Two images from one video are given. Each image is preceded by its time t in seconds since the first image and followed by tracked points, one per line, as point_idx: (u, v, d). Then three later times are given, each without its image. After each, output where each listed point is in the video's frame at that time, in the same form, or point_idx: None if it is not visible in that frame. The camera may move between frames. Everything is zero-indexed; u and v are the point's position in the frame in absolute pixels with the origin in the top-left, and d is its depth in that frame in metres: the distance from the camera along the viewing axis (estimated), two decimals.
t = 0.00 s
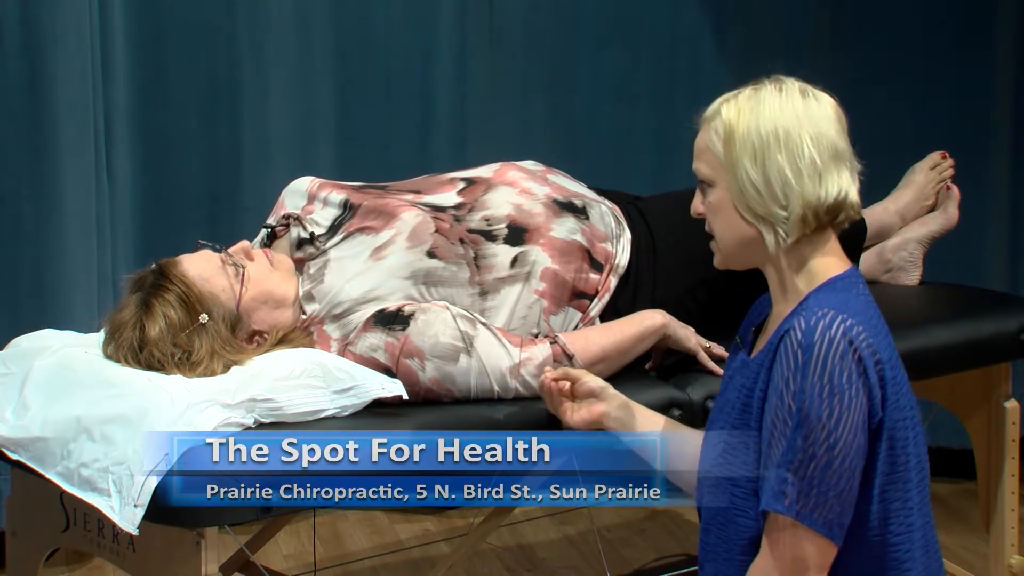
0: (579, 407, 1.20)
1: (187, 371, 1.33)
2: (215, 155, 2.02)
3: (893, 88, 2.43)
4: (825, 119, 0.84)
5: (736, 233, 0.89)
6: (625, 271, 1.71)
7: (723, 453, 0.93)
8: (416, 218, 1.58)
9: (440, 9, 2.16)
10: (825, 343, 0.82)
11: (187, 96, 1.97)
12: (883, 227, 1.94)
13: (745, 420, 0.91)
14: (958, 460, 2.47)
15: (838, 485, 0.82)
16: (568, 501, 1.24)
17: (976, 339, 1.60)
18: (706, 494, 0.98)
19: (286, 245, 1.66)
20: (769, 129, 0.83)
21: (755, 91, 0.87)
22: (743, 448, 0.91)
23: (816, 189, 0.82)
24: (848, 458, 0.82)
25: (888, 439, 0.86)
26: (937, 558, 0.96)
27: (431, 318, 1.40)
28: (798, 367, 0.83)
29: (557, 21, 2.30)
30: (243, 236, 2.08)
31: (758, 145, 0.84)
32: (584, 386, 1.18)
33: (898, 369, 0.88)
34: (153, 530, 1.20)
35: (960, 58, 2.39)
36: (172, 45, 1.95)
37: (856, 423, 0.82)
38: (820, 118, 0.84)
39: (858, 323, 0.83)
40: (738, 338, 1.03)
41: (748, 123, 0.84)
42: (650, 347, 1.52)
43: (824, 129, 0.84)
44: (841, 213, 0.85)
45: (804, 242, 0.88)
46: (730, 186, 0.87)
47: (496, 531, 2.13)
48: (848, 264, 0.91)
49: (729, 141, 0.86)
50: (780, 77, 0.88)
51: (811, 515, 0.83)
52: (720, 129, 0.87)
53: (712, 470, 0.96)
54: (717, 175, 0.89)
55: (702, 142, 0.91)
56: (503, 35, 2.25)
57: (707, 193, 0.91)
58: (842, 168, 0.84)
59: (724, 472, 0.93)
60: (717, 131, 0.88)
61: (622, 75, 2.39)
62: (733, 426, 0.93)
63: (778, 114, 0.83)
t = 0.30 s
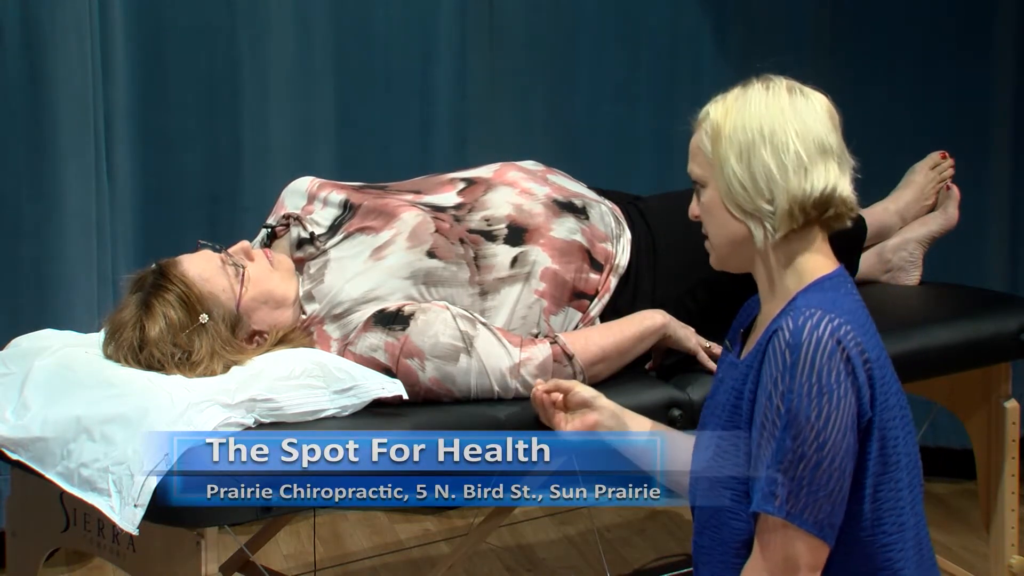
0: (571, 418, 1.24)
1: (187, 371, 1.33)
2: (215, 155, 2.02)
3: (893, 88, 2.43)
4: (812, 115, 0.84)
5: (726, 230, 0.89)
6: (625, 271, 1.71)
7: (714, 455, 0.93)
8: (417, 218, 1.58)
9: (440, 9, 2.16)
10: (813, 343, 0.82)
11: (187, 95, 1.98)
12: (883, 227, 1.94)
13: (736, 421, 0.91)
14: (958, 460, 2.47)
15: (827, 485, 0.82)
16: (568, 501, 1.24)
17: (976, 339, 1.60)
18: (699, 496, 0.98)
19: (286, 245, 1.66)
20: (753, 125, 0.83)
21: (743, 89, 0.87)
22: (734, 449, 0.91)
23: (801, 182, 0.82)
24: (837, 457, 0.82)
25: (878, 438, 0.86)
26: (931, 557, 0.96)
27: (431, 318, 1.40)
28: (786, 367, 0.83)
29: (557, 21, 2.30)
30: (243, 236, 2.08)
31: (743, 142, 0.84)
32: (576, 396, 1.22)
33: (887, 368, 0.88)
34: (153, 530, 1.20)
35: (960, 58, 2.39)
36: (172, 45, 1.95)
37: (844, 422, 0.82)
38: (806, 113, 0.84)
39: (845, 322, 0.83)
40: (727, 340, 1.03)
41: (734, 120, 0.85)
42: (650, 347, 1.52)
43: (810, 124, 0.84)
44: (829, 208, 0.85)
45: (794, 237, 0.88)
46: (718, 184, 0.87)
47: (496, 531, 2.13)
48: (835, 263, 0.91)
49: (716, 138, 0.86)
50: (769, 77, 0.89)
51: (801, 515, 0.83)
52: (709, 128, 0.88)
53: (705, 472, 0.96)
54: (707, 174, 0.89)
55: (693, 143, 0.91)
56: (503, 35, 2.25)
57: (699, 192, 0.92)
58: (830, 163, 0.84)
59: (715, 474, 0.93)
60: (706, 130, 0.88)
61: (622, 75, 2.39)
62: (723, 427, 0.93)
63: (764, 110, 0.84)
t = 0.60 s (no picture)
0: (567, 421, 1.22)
1: (187, 371, 1.33)
2: (215, 155, 2.02)
3: (893, 88, 2.43)
4: (805, 115, 0.84)
5: (721, 232, 0.89)
6: (625, 271, 1.71)
7: (712, 455, 0.93)
8: (417, 218, 1.58)
9: (439, 9, 2.16)
10: (809, 343, 0.82)
11: (187, 95, 1.98)
12: (883, 227, 1.94)
13: (733, 422, 0.91)
14: (958, 460, 2.47)
15: (825, 485, 0.82)
16: (568, 501, 1.25)
17: (976, 339, 1.60)
18: (697, 497, 0.98)
19: (286, 245, 1.66)
20: (747, 126, 0.84)
21: (736, 90, 0.87)
22: (731, 450, 0.91)
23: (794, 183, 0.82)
24: (834, 457, 0.82)
25: (875, 438, 0.86)
26: (929, 556, 0.96)
27: (431, 318, 1.40)
28: (783, 367, 0.83)
29: (557, 21, 2.30)
30: (243, 236, 2.08)
31: (737, 143, 0.84)
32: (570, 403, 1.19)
33: (883, 367, 0.87)
34: (153, 530, 1.20)
35: (960, 58, 2.39)
36: (172, 45, 1.95)
37: (840, 423, 0.82)
38: (800, 114, 0.84)
39: (841, 322, 0.83)
40: (723, 342, 1.02)
41: (727, 121, 0.85)
42: (650, 347, 1.52)
43: (804, 125, 0.84)
44: (822, 209, 0.85)
45: (788, 237, 0.88)
46: (712, 185, 0.87)
47: (496, 531, 2.13)
48: (830, 262, 0.91)
49: (709, 140, 0.86)
50: (764, 78, 0.89)
51: (799, 516, 0.83)
52: (703, 130, 0.88)
53: (702, 473, 0.96)
54: (701, 175, 0.89)
55: (687, 144, 0.91)
56: (503, 35, 2.25)
57: (693, 193, 0.92)
58: (824, 163, 0.84)
59: (713, 475, 0.93)
60: (700, 132, 0.88)
61: (622, 75, 2.39)
62: (721, 428, 0.93)
63: (758, 111, 0.84)
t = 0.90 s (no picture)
0: (567, 419, 1.20)
1: (187, 371, 1.33)
2: (215, 155, 2.02)
3: (892, 88, 2.43)
4: (811, 119, 0.84)
5: (719, 230, 0.89)
6: (625, 271, 1.71)
7: (711, 455, 0.93)
8: (417, 218, 1.58)
9: (439, 9, 2.16)
10: (808, 343, 0.82)
11: (187, 96, 1.98)
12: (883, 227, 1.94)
13: (732, 422, 0.91)
14: (958, 460, 2.47)
15: (824, 485, 0.82)
16: (568, 501, 1.25)
17: (976, 339, 1.60)
18: (697, 497, 0.98)
19: (286, 246, 1.66)
20: (752, 126, 0.84)
21: (744, 88, 0.87)
22: (731, 450, 0.91)
23: (795, 186, 0.82)
24: (833, 457, 0.82)
25: (874, 438, 0.86)
26: (928, 555, 0.96)
27: (431, 318, 1.40)
28: (781, 367, 0.83)
29: (557, 22, 2.30)
30: (244, 236, 2.07)
31: (741, 142, 0.84)
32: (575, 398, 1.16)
33: (882, 367, 0.87)
34: (153, 529, 1.20)
35: (960, 58, 2.39)
36: (172, 45, 1.95)
37: (839, 422, 0.82)
38: (806, 117, 0.84)
39: (840, 322, 0.83)
40: (725, 343, 1.02)
41: (733, 119, 0.85)
42: (650, 347, 1.52)
43: (809, 128, 0.84)
44: (823, 213, 0.85)
45: (786, 238, 0.88)
46: (713, 183, 0.88)
47: (496, 531, 2.13)
48: (830, 263, 0.91)
49: (713, 136, 0.86)
50: (772, 78, 0.89)
51: (798, 516, 0.83)
52: (707, 125, 0.88)
53: (702, 472, 0.96)
54: (703, 172, 0.89)
55: (691, 138, 0.91)
56: (503, 35, 2.25)
57: (694, 189, 0.92)
58: (826, 168, 0.85)
59: (712, 475, 0.93)
60: (704, 128, 0.88)
61: (622, 75, 2.39)
62: (720, 427, 0.93)
63: (764, 111, 0.84)
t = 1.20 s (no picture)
0: (566, 419, 1.22)
1: (187, 371, 1.33)
2: (215, 155, 2.02)
3: (893, 88, 2.43)
4: (815, 121, 0.84)
5: (719, 228, 0.90)
6: (625, 271, 1.71)
7: (711, 456, 0.93)
8: (417, 218, 1.58)
9: (439, 10, 2.16)
10: (808, 343, 0.82)
11: (187, 96, 1.98)
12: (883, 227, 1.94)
13: (732, 422, 0.91)
14: (958, 461, 2.47)
15: (825, 485, 0.82)
16: (568, 501, 1.29)
17: (976, 339, 1.60)
18: (697, 497, 0.98)
19: (286, 246, 1.66)
20: (757, 126, 0.84)
21: (749, 88, 0.87)
22: (731, 450, 0.91)
23: (798, 188, 0.82)
24: (834, 457, 0.82)
25: (873, 437, 0.86)
26: (928, 554, 0.96)
27: (431, 318, 1.40)
28: (781, 367, 0.83)
29: (557, 22, 2.30)
30: (244, 236, 2.07)
31: (745, 141, 0.84)
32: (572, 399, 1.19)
33: (882, 367, 0.87)
34: (154, 529, 1.20)
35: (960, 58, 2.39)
36: (172, 45, 1.95)
37: (840, 422, 0.82)
38: (811, 119, 0.84)
39: (840, 322, 0.83)
40: (723, 344, 1.02)
41: (738, 118, 0.85)
42: (650, 347, 1.52)
43: (813, 130, 0.84)
44: (824, 215, 0.85)
45: (786, 239, 0.88)
46: (715, 180, 0.88)
47: (496, 531, 2.13)
48: (829, 263, 0.91)
49: (717, 135, 0.86)
50: (777, 78, 0.89)
51: (800, 516, 0.83)
52: (711, 124, 0.88)
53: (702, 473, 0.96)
54: (704, 169, 0.90)
55: (695, 136, 0.91)
56: (503, 35, 2.25)
57: (694, 186, 0.92)
58: (829, 171, 0.85)
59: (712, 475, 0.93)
60: (708, 125, 0.88)
61: (622, 75, 2.39)
62: (720, 428, 0.93)
63: (769, 111, 0.84)
